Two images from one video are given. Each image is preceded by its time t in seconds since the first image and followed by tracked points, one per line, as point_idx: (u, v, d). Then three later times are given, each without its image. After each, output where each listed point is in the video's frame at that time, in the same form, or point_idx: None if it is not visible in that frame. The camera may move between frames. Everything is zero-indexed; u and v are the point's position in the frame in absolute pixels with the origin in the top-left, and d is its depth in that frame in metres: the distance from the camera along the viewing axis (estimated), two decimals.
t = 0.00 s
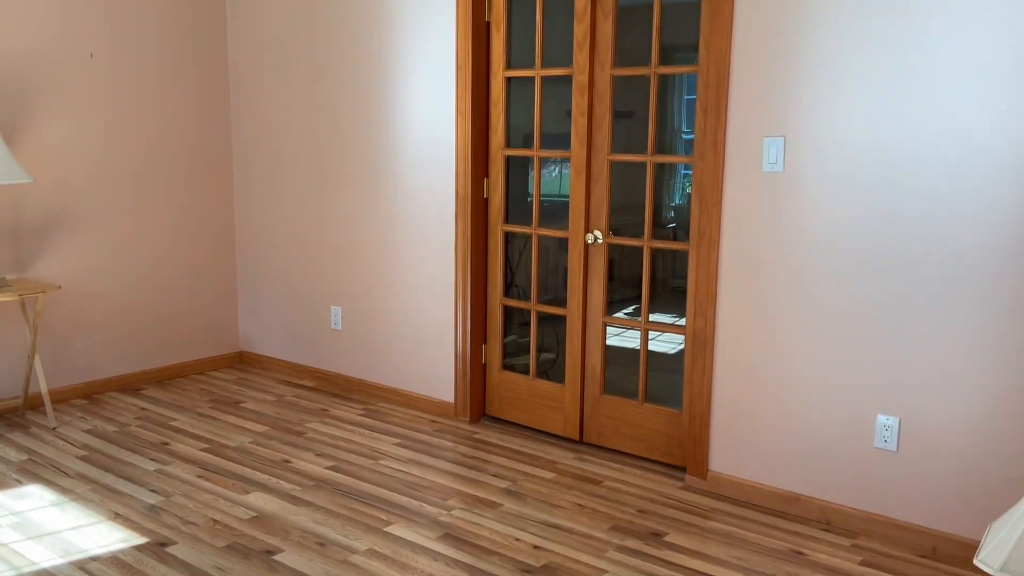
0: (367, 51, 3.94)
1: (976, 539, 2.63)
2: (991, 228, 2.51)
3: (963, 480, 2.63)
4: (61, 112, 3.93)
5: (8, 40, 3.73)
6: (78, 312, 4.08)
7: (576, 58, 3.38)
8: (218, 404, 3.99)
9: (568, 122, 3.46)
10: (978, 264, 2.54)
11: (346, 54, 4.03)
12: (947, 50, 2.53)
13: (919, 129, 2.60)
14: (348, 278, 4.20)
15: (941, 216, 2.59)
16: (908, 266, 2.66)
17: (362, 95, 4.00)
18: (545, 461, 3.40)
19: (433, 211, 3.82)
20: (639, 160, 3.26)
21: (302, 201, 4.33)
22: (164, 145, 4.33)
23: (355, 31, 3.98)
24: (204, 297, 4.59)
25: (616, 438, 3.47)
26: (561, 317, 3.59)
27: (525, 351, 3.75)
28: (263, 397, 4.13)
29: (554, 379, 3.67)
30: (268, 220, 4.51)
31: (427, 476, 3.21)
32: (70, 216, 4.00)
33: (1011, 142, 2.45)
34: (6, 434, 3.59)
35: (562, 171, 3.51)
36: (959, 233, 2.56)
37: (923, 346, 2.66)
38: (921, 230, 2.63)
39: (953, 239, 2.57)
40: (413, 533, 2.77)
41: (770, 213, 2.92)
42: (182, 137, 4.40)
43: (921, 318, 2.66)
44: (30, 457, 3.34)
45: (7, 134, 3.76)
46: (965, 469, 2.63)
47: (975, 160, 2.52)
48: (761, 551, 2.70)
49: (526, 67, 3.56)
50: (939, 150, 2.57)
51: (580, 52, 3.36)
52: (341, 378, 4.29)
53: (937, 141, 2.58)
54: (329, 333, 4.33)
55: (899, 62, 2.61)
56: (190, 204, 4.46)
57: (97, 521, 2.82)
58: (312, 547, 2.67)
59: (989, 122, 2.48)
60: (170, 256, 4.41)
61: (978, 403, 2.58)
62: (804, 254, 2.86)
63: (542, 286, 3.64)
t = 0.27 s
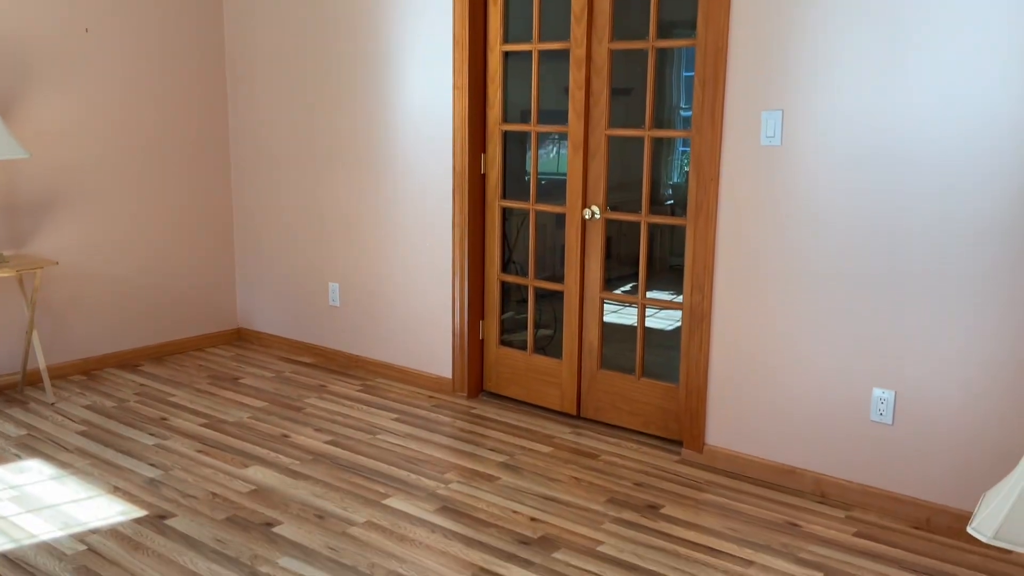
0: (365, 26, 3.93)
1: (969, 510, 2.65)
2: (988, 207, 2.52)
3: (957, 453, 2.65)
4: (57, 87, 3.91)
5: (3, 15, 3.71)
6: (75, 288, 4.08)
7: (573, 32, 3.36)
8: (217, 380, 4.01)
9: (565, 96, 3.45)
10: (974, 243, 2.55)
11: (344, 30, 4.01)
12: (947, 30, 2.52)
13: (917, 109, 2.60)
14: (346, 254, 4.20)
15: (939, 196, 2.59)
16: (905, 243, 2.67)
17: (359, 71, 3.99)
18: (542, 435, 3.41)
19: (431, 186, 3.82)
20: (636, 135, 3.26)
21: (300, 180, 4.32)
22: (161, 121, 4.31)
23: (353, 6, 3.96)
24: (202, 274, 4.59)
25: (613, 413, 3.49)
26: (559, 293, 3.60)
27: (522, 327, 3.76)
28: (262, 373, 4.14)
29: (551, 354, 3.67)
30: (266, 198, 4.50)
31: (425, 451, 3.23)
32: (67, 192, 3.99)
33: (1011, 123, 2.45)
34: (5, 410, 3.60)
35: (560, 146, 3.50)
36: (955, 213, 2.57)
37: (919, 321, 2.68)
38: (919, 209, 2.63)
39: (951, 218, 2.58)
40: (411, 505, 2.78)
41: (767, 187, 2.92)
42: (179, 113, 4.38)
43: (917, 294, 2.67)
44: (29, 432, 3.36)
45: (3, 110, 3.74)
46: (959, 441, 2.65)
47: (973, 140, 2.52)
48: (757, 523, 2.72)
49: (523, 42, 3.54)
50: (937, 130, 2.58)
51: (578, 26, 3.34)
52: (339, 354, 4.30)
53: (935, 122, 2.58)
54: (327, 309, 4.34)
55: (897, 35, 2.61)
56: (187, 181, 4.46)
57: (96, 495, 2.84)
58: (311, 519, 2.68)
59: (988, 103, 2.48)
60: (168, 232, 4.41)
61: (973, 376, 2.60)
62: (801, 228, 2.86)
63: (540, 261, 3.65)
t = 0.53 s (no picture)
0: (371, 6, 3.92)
1: (973, 488, 2.66)
2: (993, 186, 2.51)
3: (961, 432, 2.66)
4: (64, 68, 3.91)
5: None
6: (83, 269, 4.10)
7: (580, 11, 3.35)
8: (224, 360, 4.03)
9: (571, 76, 3.44)
10: (980, 228, 2.55)
11: (350, 10, 4.00)
12: (954, 15, 2.51)
13: (923, 94, 2.60)
14: (352, 235, 4.21)
15: (945, 177, 2.59)
16: (910, 225, 2.67)
17: (365, 51, 3.98)
18: (548, 415, 3.43)
19: (436, 167, 3.82)
20: (642, 115, 3.25)
21: (307, 160, 4.33)
22: (167, 102, 4.31)
23: None
24: (209, 254, 4.60)
25: (618, 393, 3.50)
26: (564, 273, 3.60)
27: (528, 307, 3.77)
28: (268, 353, 4.16)
29: (556, 334, 3.68)
30: (272, 181, 4.52)
31: (431, 429, 3.24)
32: (74, 173, 4.00)
33: (1017, 108, 2.45)
34: (14, 388, 3.62)
35: (565, 126, 3.50)
36: (961, 198, 2.57)
37: (924, 300, 2.68)
38: (924, 193, 2.63)
39: (956, 202, 2.58)
40: (417, 482, 2.80)
41: (773, 167, 2.92)
42: (185, 94, 4.38)
43: (922, 273, 2.67)
44: (38, 410, 3.38)
45: (10, 90, 3.75)
46: (963, 419, 2.65)
47: (978, 126, 2.52)
48: (761, 501, 2.73)
49: (529, 22, 3.53)
50: (943, 114, 2.58)
51: (584, 6, 3.33)
52: (345, 335, 4.32)
53: (942, 107, 2.57)
54: (334, 291, 4.35)
55: (904, 13, 2.60)
56: (194, 162, 4.46)
57: (105, 471, 2.86)
58: (318, 495, 2.70)
59: (994, 88, 2.48)
60: (175, 213, 4.42)
61: (977, 355, 2.60)
62: (807, 207, 2.86)
63: (545, 242, 3.65)
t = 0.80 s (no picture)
0: None
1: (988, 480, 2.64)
2: (1010, 176, 2.49)
3: (976, 424, 2.64)
4: (81, 55, 3.93)
5: None
6: (99, 256, 4.12)
7: None
8: (239, 347, 4.05)
9: (587, 65, 3.43)
10: (995, 222, 2.53)
11: None
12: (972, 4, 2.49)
13: (940, 86, 2.58)
14: (367, 224, 4.22)
15: (962, 167, 2.57)
16: (926, 214, 2.65)
17: (381, 39, 3.98)
18: (561, 404, 3.43)
19: (451, 156, 3.82)
20: (658, 103, 3.24)
21: (322, 149, 4.34)
22: (184, 90, 4.33)
23: None
24: (224, 242, 4.63)
25: (632, 382, 3.50)
26: (579, 262, 3.60)
27: (542, 296, 3.77)
28: (284, 341, 4.18)
29: (570, 323, 3.68)
30: (287, 171, 4.53)
31: (445, 417, 3.25)
32: (91, 160, 4.03)
33: None
34: (32, 373, 3.66)
35: (581, 115, 3.49)
36: (977, 191, 2.56)
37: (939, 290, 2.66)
38: (939, 187, 2.62)
39: (973, 191, 2.56)
40: (431, 469, 2.81)
41: (788, 156, 2.90)
42: (201, 82, 4.40)
43: (938, 263, 2.65)
44: (55, 395, 3.41)
45: (28, 77, 3.78)
46: (979, 410, 2.63)
47: (994, 120, 2.50)
48: (775, 490, 2.73)
49: (545, 10, 3.52)
50: (958, 107, 2.55)
51: None
52: (360, 323, 4.33)
53: (958, 100, 2.55)
54: (349, 279, 4.36)
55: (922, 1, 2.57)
56: (210, 150, 4.48)
57: (121, 455, 2.88)
58: (332, 481, 2.71)
59: (1011, 79, 2.45)
60: (191, 201, 4.44)
61: (993, 346, 2.58)
62: (822, 196, 2.85)
63: (560, 231, 3.64)
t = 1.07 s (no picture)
0: None
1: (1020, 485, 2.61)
2: None
3: (1008, 428, 2.61)
4: (116, 54, 3.99)
5: None
6: (132, 252, 4.18)
7: None
8: (269, 343, 4.08)
9: (616, 64, 3.42)
10: None
11: None
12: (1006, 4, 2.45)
13: (973, 86, 2.55)
14: (395, 222, 4.24)
15: (995, 168, 2.54)
16: (958, 215, 2.62)
17: (410, 38, 4.00)
18: (588, 403, 3.43)
19: (479, 154, 3.83)
20: (688, 103, 3.23)
21: (351, 147, 4.37)
22: (216, 89, 4.38)
23: None
24: (255, 239, 4.67)
25: (659, 383, 3.49)
26: (606, 262, 3.59)
27: (569, 295, 3.77)
28: (312, 338, 4.21)
29: (597, 323, 3.68)
30: (316, 168, 4.56)
31: (471, 415, 3.26)
32: (125, 157, 4.08)
33: None
34: (66, 367, 3.71)
35: (610, 114, 3.48)
36: (1010, 192, 2.52)
37: (971, 292, 2.63)
38: (971, 189, 2.58)
39: (1006, 193, 2.53)
40: (457, 466, 2.82)
41: (818, 156, 2.88)
42: (233, 81, 4.44)
43: (970, 265, 2.62)
44: (88, 389, 3.46)
45: (64, 76, 3.84)
46: (1011, 415, 2.60)
47: None
48: (802, 492, 2.71)
49: (575, 9, 3.52)
50: (989, 110, 2.53)
51: None
52: (388, 320, 4.35)
53: (991, 100, 2.52)
54: (377, 277, 4.39)
55: None
56: (241, 148, 4.53)
57: (152, 449, 2.92)
58: (359, 477, 2.73)
59: None
60: (221, 198, 4.49)
61: None
62: (852, 197, 2.83)
63: (587, 230, 3.64)
